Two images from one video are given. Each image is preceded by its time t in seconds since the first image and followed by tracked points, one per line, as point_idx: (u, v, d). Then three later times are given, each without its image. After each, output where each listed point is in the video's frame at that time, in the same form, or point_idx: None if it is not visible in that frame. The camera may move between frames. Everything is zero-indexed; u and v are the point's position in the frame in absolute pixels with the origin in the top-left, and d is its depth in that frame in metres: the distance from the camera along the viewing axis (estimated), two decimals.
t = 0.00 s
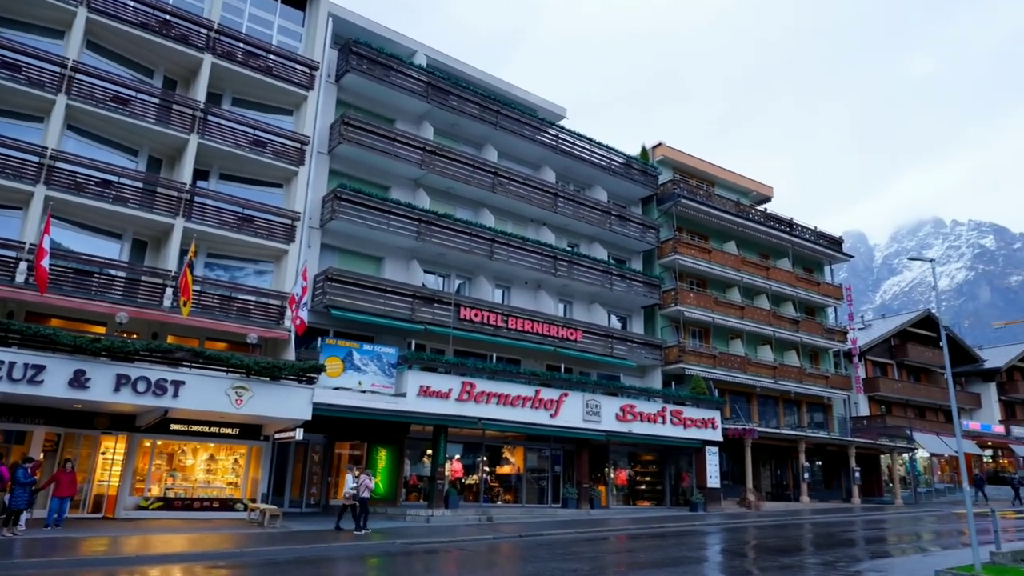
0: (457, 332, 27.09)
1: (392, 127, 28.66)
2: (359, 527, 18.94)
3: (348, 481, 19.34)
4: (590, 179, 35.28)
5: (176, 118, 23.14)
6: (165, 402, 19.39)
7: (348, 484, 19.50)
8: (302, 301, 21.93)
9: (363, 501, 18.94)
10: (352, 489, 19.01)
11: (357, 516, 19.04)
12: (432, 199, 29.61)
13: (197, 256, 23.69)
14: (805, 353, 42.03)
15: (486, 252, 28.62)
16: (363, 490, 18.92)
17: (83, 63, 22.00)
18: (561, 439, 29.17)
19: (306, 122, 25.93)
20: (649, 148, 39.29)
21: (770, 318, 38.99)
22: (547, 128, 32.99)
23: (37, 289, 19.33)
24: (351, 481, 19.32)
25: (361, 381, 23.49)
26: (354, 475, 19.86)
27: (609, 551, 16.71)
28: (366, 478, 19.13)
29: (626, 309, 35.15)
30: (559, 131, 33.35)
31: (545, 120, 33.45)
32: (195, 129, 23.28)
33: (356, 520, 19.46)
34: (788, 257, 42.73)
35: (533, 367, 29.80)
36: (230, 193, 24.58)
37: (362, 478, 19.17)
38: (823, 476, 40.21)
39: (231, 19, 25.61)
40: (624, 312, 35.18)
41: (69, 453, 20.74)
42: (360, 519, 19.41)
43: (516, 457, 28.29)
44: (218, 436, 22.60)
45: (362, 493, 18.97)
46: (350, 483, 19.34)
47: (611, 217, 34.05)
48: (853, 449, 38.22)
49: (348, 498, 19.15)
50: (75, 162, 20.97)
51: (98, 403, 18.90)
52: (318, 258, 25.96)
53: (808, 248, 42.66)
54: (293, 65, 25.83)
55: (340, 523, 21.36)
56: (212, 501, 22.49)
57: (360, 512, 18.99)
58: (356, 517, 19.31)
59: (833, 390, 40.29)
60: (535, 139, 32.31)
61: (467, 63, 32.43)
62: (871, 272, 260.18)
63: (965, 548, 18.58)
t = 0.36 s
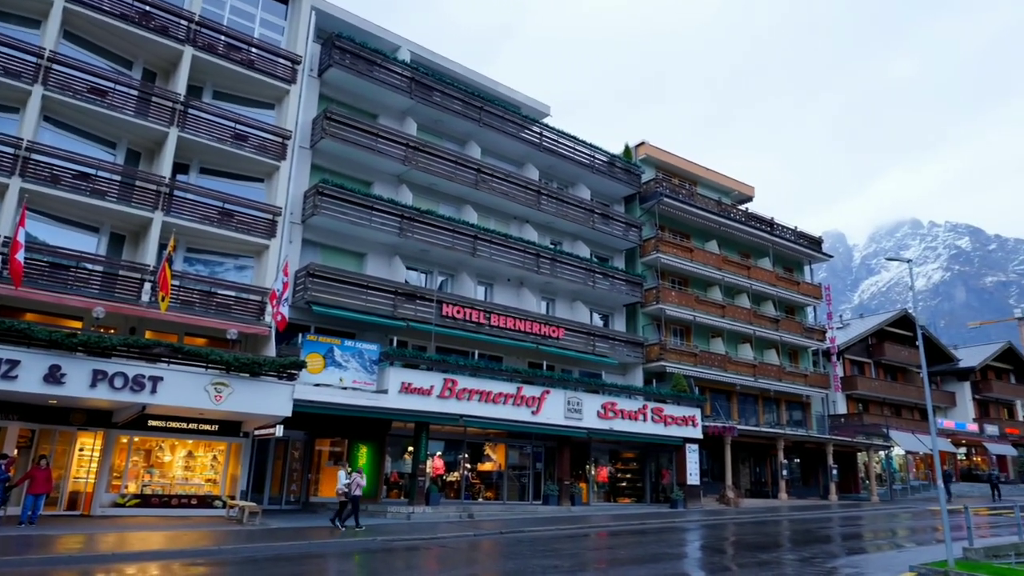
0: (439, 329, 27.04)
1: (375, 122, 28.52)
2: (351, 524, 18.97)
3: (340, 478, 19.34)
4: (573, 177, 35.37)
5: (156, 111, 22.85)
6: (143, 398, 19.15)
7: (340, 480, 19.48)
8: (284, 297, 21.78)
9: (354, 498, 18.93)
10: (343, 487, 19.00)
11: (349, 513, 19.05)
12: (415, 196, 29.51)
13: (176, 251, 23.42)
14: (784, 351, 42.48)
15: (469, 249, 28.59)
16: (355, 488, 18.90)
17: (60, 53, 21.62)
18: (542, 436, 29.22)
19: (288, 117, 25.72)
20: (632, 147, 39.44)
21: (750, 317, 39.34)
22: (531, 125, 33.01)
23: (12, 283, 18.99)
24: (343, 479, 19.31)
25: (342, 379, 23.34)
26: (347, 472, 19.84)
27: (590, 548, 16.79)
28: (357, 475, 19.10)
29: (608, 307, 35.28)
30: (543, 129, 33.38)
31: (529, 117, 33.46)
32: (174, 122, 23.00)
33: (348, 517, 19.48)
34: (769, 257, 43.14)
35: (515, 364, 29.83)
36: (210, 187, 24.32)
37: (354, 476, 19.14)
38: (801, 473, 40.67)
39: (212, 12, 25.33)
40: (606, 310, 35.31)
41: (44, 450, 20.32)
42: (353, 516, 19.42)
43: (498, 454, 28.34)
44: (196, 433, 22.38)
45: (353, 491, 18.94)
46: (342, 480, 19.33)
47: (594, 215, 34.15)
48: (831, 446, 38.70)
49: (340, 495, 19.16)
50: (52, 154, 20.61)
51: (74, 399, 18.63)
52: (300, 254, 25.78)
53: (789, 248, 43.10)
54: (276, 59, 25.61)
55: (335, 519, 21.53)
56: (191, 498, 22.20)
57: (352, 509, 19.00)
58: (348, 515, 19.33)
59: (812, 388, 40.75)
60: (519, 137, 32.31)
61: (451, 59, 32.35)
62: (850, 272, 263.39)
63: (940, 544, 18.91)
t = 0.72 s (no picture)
0: (423, 326, 26.97)
1: (360, 118, 28.37)
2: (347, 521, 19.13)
3: (334, 476, 19.38)
4: (558, 174, 35.41)
5: (137, 103, 22.56)
6: (122, 394, 18.95)
7: (334, 478, 19.50)
8: (266, 293, 21.60)
9: (350, 496, 19.04)
10: (338, 485, 19.05)
11: (344, 510, 19.18)
12: (400, 192, 29.39)
13: (157, 245, 23.15)
14: (766, 349, 42.83)
15: (453, 245, 28.53)
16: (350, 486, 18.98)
17: (38, 44, 21.26)
18: (526, 433, 29.27)
19: (271, 111, 25.51)
20: (617, 145, 39.54)
21: (733, 315, 39.63)
22: (516, 122, 33.00)
23: None
24: (337, 476, 19.35)
25: (325, 375, 23.33)
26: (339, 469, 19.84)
27: (573, 544, 16.85)
28: (352, 473, 19.16)
29: (592, 304, 35.38)
30: (528, 126, 33.37)
31: (515, 114, 33.44)
32: (156, 115, 22.72)
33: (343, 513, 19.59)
34: (751, 256, 43.47)
35: (499, 361, 29.82)
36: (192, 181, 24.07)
37: (348, 474, 19.19)
38: (782, 470, 41.06)
39: (195, 4, 25.03)
40: (590, 307, 35.41)
41: (21, 446, 20.00)
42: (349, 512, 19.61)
43: (481, 450, 28.29)
44: (177, 429, 22.19)
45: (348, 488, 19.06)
46: (336, 478, 19.39)
47: (579, 213, 34.23)
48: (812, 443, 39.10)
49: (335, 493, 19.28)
50: (30, 146, 20.29)
51: (52, 394, 18.37)
52: (283, 249, 25.60)
53: (771, 247, 43.46)
54: (259, 52, 25.37)
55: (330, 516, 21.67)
56: (171, 495, 22.01)
57: (347, 506, 19.13)
58: (343, 512, 19.44)
59: (793, 386, 41.08)
60: (504, 134, 32.28)
61: (436, 55, 32.23)
62: (831, 272, 266.12)
63: (917, 540, 19.20)
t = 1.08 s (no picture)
0: (410, 323, 26.90)
1: (347, 114, 28.23)
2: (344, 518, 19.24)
3: (331, 474, 19.38)
4: (545, 172, 35.43)
5: (120, 98, 22.29)
6: (104, 391, 18.77)
7: (332, 475, 19.57)
8: (251, 290, 21.44)
9: (348, 492, 19.15)
10: (336, 482, 19.13)
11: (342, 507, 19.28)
12: (387, 188, 29.29)
13: (141, 241, 22.93)
14: (751, 348, 43.12)
15: (440, 243, 28.47)
16: (348, 482, 19.08)
17: (20, 36, 20.97)
18: (512, 431, 29.30)
19: (257, 106, 25.33)
20: (605, 143, 39.61)
21: (719, 314, 39.83)
22: (504, 120, 32.96)
23: None
24: (335, 473, 19.42)
25: (311, 372, 23.27)
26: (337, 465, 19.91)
27: (558, 542, 16.88)
28: (350, 470, 19.25)
29: (578, 302, 35.46)
30: (516, 123, 33.36)
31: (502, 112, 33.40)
32: (140, 109, 22.48)
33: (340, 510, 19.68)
34: (737, 255, 43.72)
35: (486, 359, 29.81)
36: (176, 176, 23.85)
37: (346, 471, 19.27)
38: (767, 468, 41.35)
39: None
40: (577, 306, 35.49)
41: (2, 444, 19.77)
42: (345, 508, 19.74)
43: (467, 448, 28.28)
44: (161, 426, 22.05)
45: (347, 485, 19.14)
46: (333, 475, 19.41)
47: (566, 211, 34.27)
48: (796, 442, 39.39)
49: (333, 490, 19.32)
50: (11, 139, 20.03)
51: (33, 391, 18.16)
52: (268, 245, 25.44)
53: (757, 247, 43.72)
54: (245, 47, 25.16)
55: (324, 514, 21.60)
56: (154, 493, 21.88)
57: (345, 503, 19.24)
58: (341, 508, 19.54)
59: (778, 385, 41.35)
60: (492, 131, 32.24)
61: (424, 52, 32.13)
62: (816, 271, 268.20)
63: (898, 538, 19.41)
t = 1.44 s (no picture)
0: (397, 322, 26.83)
1: (335, 111, 28.11)
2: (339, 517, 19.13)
3: (327, 473, 19.23)
4: (534, 171, 35.45)
5: (105, 93, 22.06)
6: (87, 389, 18.61)
7: (328, 473, 19.42)
8: (237, 287, 21.30)
9: (344, 491, 19.03)
10: (332, 481, 19.00)
11: (338, 506, 19.15)
12: (375, 186, 29.19)
13: (125, 238, 22.73)
14: (737, 348, 43.38)
15: (428, 241, 28.41)
16: (345, 481, 18.97)
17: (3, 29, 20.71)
18: (499, 429, 29.31)
19: (244, 103, 25.16)
20: (593, 143, 39.68)
21: (705, 314, 40.02)
22: (492, 119, 32.93)
23: None
24: (331, 472, 19.28)
25: (297, 370, 22.98)
26: (332, 464, 19.75)
27: (544, 540, 16.92)
28: (347, 468, 19.11)
29: (566, 301, 35.53)
30: (504, 122, 33.35)
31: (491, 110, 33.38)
32: (125, 105, 22.25)
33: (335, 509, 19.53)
34: (724, 256, 43.95)
35: (473, 358, 29.79)
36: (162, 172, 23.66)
37: (343, 469, 19.13)
38: (752, 467, 41.61)
39: None
40: (564, 305, 35.57)
41: None
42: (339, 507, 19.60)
43: (454, 447, 28.23)
44: (144, 425, 21.86)
45: (343, 484, 19.02)
46: (329, 474, 19.27)
47: (554, 210, 34.30)
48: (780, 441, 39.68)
49: (328, 489, 19.16)
50: None
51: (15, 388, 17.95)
52: (254, 243, 25.30)
53: (743, 247, 43.98)
54: (232, 43, 25.00)
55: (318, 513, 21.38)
56: (138, 492, 21.73)
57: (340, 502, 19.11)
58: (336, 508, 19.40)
59: (763, 384, 41.59)
60: (480, 130, 32.22)
61: (413, 50, 32.05)
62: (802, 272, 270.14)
63: (881, 536, 19.59)
